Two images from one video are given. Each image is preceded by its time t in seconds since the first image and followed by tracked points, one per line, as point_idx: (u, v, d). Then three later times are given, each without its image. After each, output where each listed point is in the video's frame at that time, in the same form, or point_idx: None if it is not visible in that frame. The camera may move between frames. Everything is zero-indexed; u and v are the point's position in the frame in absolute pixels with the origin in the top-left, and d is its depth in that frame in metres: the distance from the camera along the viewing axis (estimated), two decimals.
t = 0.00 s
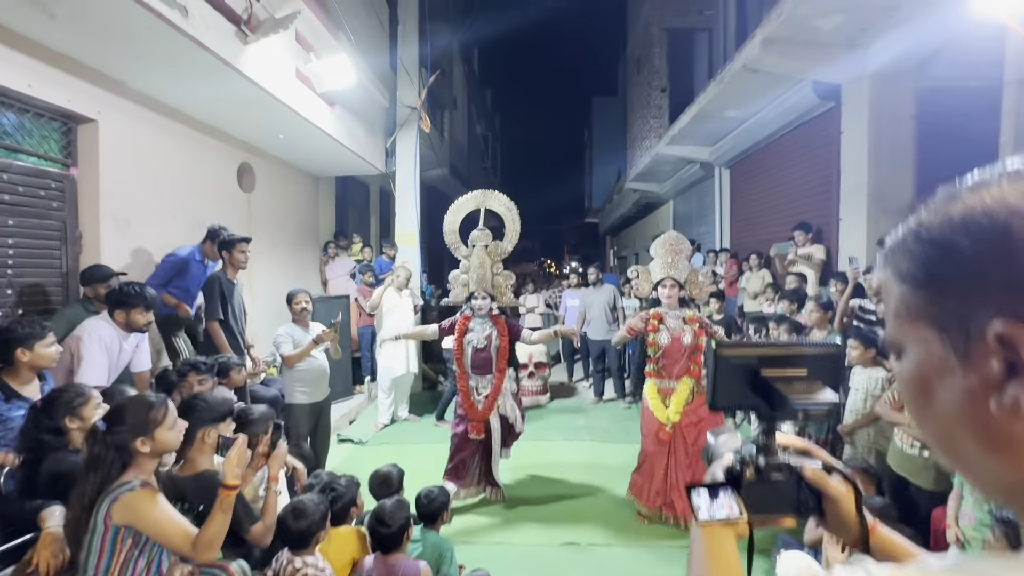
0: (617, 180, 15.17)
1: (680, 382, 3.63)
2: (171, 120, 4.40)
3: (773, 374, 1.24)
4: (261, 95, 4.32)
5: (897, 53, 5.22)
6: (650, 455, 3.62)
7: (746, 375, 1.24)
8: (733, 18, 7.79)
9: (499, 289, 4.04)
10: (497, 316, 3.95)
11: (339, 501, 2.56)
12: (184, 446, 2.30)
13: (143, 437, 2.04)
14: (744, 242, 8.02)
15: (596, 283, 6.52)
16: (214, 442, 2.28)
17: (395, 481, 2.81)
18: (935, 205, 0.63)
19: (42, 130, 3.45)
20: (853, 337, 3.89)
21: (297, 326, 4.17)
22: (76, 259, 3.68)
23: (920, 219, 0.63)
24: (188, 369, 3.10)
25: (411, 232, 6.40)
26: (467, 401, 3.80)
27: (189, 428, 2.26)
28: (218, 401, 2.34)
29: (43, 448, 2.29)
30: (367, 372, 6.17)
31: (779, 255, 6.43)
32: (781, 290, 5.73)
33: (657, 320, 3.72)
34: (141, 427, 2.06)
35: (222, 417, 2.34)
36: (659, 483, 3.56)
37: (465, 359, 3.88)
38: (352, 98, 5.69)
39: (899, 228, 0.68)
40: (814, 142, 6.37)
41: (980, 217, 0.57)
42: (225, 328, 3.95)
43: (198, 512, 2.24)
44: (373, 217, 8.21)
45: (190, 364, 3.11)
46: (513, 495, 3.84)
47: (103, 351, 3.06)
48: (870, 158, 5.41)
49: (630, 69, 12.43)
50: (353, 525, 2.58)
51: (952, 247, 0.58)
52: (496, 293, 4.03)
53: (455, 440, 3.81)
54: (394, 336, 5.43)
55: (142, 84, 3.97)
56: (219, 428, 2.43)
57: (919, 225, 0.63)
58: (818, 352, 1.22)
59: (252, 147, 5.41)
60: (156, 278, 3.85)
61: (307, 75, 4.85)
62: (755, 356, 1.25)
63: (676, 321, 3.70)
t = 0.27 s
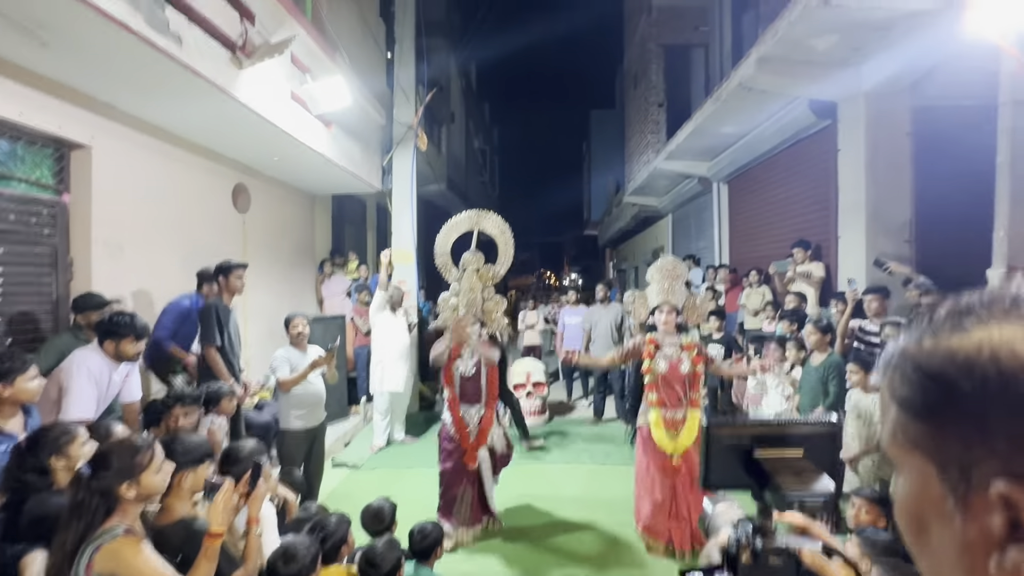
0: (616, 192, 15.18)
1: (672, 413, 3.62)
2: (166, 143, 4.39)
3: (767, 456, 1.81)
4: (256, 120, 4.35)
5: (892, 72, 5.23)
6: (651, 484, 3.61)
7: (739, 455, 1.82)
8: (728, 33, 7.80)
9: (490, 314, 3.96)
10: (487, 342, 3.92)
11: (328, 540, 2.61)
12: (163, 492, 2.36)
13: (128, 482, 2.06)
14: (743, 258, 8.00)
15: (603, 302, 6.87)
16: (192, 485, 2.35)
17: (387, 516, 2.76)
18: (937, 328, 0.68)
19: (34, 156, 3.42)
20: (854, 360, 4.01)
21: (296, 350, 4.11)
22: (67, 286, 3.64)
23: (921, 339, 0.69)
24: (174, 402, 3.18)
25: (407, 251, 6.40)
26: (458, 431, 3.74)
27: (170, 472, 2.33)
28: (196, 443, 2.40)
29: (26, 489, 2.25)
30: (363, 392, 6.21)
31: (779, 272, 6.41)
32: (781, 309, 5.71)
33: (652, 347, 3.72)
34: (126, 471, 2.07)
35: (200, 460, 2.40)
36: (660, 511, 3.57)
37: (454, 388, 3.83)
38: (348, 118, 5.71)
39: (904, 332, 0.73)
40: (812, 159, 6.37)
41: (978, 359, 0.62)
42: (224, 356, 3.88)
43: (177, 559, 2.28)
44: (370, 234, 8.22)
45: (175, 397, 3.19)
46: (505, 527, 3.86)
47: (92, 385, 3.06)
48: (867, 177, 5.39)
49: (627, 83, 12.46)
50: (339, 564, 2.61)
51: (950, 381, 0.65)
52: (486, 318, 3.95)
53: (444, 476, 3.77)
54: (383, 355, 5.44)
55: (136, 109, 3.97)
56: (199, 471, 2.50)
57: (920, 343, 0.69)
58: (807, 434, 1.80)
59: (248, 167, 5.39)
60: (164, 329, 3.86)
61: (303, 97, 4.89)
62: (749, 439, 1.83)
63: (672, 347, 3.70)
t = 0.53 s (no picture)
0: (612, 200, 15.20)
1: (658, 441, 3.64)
2: (155, 159, 4.39)
3: (744, 518, 1.40)
4: (248, 136, 4.38)
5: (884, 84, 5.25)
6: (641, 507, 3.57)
7: (716, 517, 1.41)
8: (722, 43, 7.82)
9: (471, 337, 3.96)
10: (467, 366, 3.92)
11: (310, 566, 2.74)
12: (141, 522, 2.50)
13: (107, 513, 2.11)
14: (738, 268, 7.98)
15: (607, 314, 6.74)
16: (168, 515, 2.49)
17: (373, 540, 2.72)
18: (910, 436, 0.66)
19: (19, 174, 3.41)
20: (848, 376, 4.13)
21: (286, 367, 4.10)
22: (53, 304, 3.62)
23: (893, 445, 0.67)
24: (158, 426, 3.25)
25: (399, 263, 6.40)
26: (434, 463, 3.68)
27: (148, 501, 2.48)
28: (173, 471, 2.56)
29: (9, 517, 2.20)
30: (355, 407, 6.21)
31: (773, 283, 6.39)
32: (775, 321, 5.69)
33: (640, 373, 3.80)
34: (104, 501, 2.12)
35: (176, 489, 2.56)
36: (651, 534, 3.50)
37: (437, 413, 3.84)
38: (340, 131, 5.73)
39: (883, 427, 0.72)
40: (806, 170, 6.37)
41: (942, 485, 0.60)
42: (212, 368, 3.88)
43: None
44: (363, 244, 8.22)
45: (158, 421, 3.26)
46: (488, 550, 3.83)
47: (75, 405, 3.14)
48: (860, 189, 5.39)
49: (623, 92, 12.51)
50: None
51: (915, 500, 0.63)
52: (466, 340, 3.94)
53: (424, 511, 3.70)
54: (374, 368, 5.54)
55: (125, 125, 3.97)
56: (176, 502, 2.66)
57: (891, 448, 0.67)
58: (785, 491, 1.38)
59: (240, 180, 5.39)
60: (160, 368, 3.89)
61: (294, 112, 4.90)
62: (725, 499, 1.42)
63: (659, 372, 3.78)
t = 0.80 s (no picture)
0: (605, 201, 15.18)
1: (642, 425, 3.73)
2: (137, 163, 4.41)
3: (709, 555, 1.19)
4: (231, 140, 4.37)
5: (872, 86, 5.28)
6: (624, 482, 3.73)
7: (679, 557, 1.21)
8: (714, 45, 7.80)
9: (448, 330, 3.92)
10: (443, 357, 3.80)
11: None
12: (112, 539, 2.52)
13: (74, 531, 2.11)
14: (730, 270, 7.97)
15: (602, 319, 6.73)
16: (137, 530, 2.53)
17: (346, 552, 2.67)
18: (841, 505, 0.74)
19: None
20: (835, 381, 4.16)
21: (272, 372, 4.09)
22: (29, 310, 3.58)
23: (823, 512, 0.75)
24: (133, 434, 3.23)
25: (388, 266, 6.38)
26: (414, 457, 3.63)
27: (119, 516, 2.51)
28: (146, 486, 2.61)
29: None
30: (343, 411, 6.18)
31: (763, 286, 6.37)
32: (763, 325, 5.69)
33: (629, 350, 3.81)
34: (72, 520, 2.12)
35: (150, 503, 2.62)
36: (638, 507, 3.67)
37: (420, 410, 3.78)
38: (326, 133, 5.72)
39: (822, 488, 0.80)
40: (795, 173, 6.38)
41: (862, 563, 0.67)
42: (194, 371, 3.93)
43: None
44: (352, 247, 8.27)
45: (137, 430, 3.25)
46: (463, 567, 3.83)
47: (49, 416, 3.15)
48: (849, 191, 5.45)
49: (615, 93, 12.50)
50: None
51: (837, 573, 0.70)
52: (443, 333, 3.89)
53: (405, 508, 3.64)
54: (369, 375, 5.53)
55: (106, 130, 3.96)
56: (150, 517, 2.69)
57: (818, 516, 0.75)
58: (752, 528, 1.23)
59: (223, 183, 5.47)
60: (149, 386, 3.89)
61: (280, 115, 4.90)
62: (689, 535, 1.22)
63: (646, 354, 3.79)
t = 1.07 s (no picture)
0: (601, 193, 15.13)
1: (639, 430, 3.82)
2: (118, 152, 4.41)
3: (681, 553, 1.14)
4: (214, 128, 4.35)
5: (866, 76, 5.25)
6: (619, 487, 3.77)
7: (650, 558, 1.15)
8: (709, 35, 7.74)
9: (435, 332, 3.85)
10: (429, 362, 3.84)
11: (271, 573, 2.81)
12: (94, 534, 2.49)
13: (51, 528, 2.09)
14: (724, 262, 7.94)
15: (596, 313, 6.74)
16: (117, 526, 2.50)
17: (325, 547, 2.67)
18: (815, 508, 0.77)
19: None
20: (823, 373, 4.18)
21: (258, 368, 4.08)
22: (10, 304, 3.57)
23: (797, 513, 0.79)
24: (116, 429, 3.22)
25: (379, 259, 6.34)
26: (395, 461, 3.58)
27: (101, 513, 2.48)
28: (129, 482, 2.58)
29: None
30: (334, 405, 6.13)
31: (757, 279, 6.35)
32: (756, 317, 5.67)
33: (624, 360, 3.89)
34: (48, 517, 2.09)
35: (133, 499, 2.55)
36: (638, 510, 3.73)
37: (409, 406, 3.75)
38: (313, 124, 5.68)
39: (799, 489, 0.83)
40: (789, 165, 6.34)
41: (828, 565, 0.69)
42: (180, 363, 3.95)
43: None
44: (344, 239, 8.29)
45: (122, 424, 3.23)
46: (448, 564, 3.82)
47: (30, 411, 3.13)
48: (842, 183, 5.49)
49: (610, 85, 12.43)
50: None
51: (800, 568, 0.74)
52: (430, 336, 3.84)
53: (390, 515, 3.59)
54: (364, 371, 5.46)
55: (86, 120, 3.97)
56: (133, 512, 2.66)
57: (793, 517, 0.78)
58: (725, 526, 1.20)
59: (208, 174, 5.48)
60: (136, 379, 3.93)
61: (265, 105, 4.88)
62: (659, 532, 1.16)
63: (642, 361, 3.90)
